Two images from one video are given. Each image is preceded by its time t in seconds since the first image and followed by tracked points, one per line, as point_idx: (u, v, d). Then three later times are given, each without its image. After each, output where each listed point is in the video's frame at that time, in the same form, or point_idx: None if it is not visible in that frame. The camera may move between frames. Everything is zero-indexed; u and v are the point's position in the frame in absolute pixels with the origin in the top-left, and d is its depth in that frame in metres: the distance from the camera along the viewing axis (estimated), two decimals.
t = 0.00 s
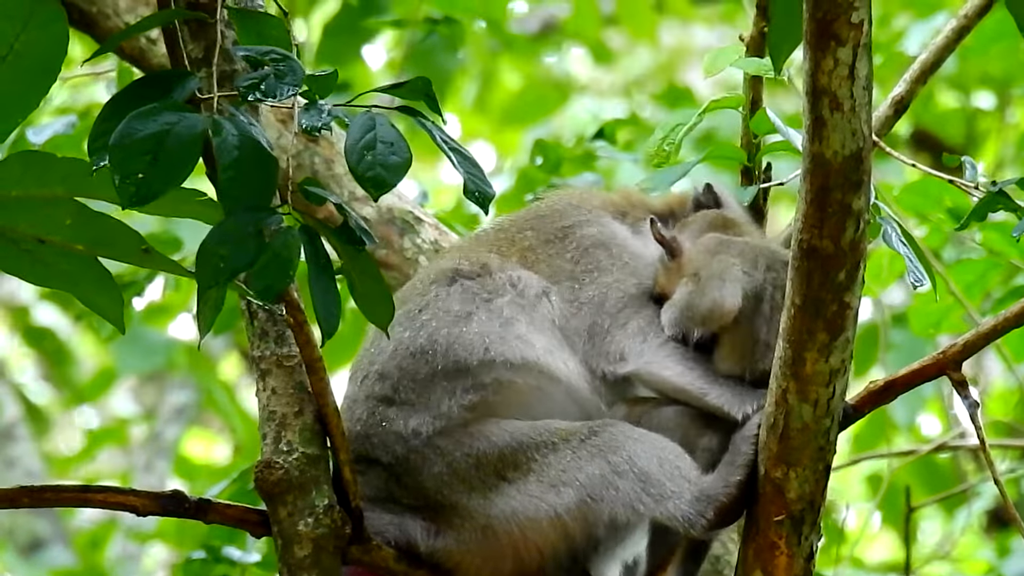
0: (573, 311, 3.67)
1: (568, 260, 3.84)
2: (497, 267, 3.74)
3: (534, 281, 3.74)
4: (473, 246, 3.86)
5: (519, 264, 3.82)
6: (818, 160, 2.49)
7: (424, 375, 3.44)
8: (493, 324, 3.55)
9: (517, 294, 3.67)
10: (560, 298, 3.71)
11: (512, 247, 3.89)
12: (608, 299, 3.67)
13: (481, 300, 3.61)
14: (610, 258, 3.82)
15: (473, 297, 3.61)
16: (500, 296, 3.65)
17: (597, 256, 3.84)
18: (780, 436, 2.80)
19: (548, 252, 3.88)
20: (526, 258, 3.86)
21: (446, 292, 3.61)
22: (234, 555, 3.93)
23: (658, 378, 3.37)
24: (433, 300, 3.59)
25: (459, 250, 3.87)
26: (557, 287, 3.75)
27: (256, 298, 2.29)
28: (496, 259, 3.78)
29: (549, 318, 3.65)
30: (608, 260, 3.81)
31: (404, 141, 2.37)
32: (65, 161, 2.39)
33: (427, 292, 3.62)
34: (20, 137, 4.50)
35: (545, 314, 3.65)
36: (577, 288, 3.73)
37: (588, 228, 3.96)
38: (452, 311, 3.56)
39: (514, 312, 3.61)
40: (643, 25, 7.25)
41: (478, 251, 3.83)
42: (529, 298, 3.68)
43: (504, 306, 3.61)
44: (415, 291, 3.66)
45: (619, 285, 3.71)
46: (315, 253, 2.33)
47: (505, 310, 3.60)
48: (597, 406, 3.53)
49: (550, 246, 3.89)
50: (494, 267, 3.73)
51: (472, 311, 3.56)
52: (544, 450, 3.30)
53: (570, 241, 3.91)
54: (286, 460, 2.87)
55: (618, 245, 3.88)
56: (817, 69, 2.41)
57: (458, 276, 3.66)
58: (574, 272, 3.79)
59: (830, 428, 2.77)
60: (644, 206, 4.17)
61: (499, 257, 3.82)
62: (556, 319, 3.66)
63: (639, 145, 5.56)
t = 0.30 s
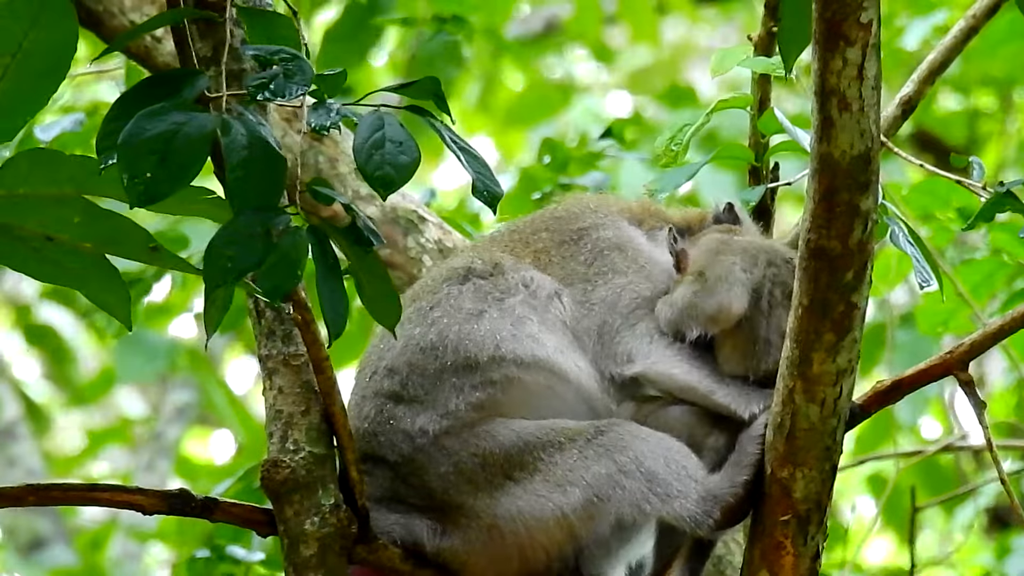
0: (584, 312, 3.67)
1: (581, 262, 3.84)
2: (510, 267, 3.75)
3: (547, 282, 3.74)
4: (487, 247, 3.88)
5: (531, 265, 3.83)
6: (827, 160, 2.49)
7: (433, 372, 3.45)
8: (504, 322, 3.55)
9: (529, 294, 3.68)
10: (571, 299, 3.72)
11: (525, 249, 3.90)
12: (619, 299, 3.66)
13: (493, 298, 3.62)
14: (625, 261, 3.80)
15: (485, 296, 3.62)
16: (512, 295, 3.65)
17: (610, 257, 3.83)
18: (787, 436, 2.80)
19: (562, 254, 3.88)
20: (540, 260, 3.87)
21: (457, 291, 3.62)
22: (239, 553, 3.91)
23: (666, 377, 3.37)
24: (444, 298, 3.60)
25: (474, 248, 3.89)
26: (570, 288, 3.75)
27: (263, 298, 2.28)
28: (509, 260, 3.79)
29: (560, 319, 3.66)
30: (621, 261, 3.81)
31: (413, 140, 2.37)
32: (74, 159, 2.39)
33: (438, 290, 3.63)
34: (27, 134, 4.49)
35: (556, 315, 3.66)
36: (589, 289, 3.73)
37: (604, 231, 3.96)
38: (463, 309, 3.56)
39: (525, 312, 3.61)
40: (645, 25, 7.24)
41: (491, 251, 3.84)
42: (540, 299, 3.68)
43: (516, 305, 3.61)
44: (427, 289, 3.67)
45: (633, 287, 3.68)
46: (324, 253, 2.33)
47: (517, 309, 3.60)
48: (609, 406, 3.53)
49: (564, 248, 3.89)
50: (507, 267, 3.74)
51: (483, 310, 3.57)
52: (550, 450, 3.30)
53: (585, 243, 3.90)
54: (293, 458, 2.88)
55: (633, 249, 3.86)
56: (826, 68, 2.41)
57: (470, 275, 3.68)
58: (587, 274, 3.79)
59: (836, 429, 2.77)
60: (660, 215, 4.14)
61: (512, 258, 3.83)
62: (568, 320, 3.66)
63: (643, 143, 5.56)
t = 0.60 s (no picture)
0: (590, 313, 3.69)
1: (588, 263, 3.86)
2: (517, 266, 3.76)
3: (553, 282, 3.76)
4: (494, 246, 3.89)
5: (538, 265, 3.85)
6: (833, 159, 2.49)
7: (438, 369, 3.44)
8: (510, 321, 3.56)
9: (536, 294, 3.69)
10: (577, 299, 3.74)
11: (531, 249, 3.92)
12: (626, 300, 3.68)
13: (499, 297, 3.62)
14: (631, 262, 3.85)
15: (491, 294, 3.63)
16: (518, 294, 3.66)
17: (616, 259, 3.87)
18: (793, 435, 2.80)
19: (569, 254, 3.90)
20: (546, 260, 3.89)
21: (464, 289, 3.62)
22: (246, 547, 3.90)
23: (672, 376, 3.38)
24: (451, 296, 3.60)
25: (480, 247, 3.90)
26: (576, 289, 3.78)
27: (272, 295, 2.28)
28: (515, 260, 3.81)
29: (566, 319, 3.68)
30: (628, 263, 3.85)
31: (419, 141, 2.37)
32: (81, 156, 2.39)
33: (444, 288, 3.63)
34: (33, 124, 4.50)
35: (562, 316, 3.68)
36: (595, 289, 3.76)
37: (611, 232, 4.00)
38: (470, 307, 3.57)
39: (532, 311, 3.62)
40: (645, 23, 7.15)
41: (498, 251, 3.85)
42: (547, 298, 3.70)
43: (522, 304, 3.62)
44: (433, 287, 3.67)
45: (642, 289, 3.70)
46: (334, 251, 2.32)
47: (524, 308, 3.61)
48: (614, 406, 3.52)
49: (570, 249, 3.92)
50: (514, 266, 3.75)
51: (490, 309, 3.57)
52: (556, 448, 3.30)
53: (592, 244, 3.94)
54: (299, 457, 2.88)
55: (640, 251, 3.91)
56: (832, 68, 2.40)
57: (476, 274, 3.68)
58: (593, 276, 3.82)
59: (842, 428, 2.77)
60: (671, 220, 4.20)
61: (518, 258, 3.84)
62: (574, 320, 3.69)
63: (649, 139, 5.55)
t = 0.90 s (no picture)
0: (592, 312, 3.68)
1: (589, 262, 3.86)
2: (518, 266, 3.76)
3: (554, 281, 3.76)
4: (495, 244, 3.89)
5: (539, 264, 3.85)
6: (835, 157, 2.49)
7: (439, 368, 3.44)
8: (512, 320, 3.55)
9: (538, 293, 3.69)
10: (579, 299, 3.73)
11: (533, 248, 3.91)
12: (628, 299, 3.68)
13: (501, 296, 3.62)
14: (634, 261, 3.85)
15: (492, 293, 3.62)
16: (519, 293, 3.65)
17: (618, 258, 3.87)
18: (794, 433, 2.80)
19: (570, 253, 3.90)
20: (547, 259, 3.88)
21: (465, 288, 3.62)
22: (255, 539, 3.89)
23: (673, 374, 3.38)
24: (453, 295, 3.60)
25: (482, 245, 3.89)
26: (577, 288, 3.77)
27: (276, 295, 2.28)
28: (516, 259, 3.81)
29: (568, 318, 3.67)
30: (629, 262, 3.84)
31: (423, 137, 2.37)
32: (82, 151, 2.39)
33: (446, 287, 3.63)
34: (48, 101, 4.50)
35: (563, 315, 3.67)
36: (596, 288, 3.75)
37: (612, 232, 4.00)
38: (471, 306, 3.56)
39: (533, 310, 3.62)
40: (643, 21, 7.13)
41: (499, 249, 3.85)
42: (548, 297, 3.69)
43: (524, 304, 3.62)
44: (434, 286, 3.67)
45: (647, 288, 3.69)
46: (336, 251, 2.32)
47: (525, 307, 3.61)
48: (618, 403, 3.54)
49: (572, 248, 3.91)
50: (515, 265, 3.75)
51: (491, 308, 3.57)
52: (556, 446, 3.30)
53: (594, 243, 3.93)
54: (300, 454, 2.88)
55: (641, 251, 3.90)
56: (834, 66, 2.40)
57: (478, 272, 3.68)
58: (595, 274, 3.81)
59: (843, 426, 2.77)
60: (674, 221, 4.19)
61: (520, 257, 3.84)
62: (575, 319, 3.68)
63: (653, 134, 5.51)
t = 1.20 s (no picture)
0: (589, 312, 3.68)
1: (587, 263, 3.86)
2: (515, 266, 3.75)
3: (551, 282, 3.75)
4: (492, 245, 3.88)
5: (536, 265, 3.84)
6: (832, 156, 2.49)
7: (436, 367, 3.43)
8: (509, 321, 3.55)
9: (535, 294, 3.68)
10: (576, 300, 3.73)
11: (530, 249, 3.91)
12: (625, 298, 3.68)
13: (498, 297, 3.62)
14: (631, 262, 3.85)
15: (490, 294, 3.62)
16: (516, 294, 3.65)
17: (615, 259, 3.87)
18: (791, 432, 2.80)
19: (568, 254, 3.90)
20: (545, 260, 3.88)
21: (463, 289, 3.62)
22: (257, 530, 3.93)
23: (670, 372, 3.38)
24: (450, 295, 3.60)
25: (479, 246, 3.89)
26: (574, 289, 3.77)
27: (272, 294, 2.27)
28: (514, 259, 3.80)
29: (565, 319, 3.66)
30: (627, 263, 3.85)
31: (419, 136, 2.37)
32: (79, 152, 2.38)
33: (443, 288, 3.63)
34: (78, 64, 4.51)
35: (561, 316, 3.67)
36: (593, 289, 3.75)
37: (609, 233, 4.00)
38: (469, 306, 3.56)
39: (531, 311, 3.61)
40: (637, 20, 7.13)
41: (497, 250, 3.85)
42: (545, 298, 3.69)
43: (521, 304, 3.61)
44: (431, 286, 3.66)
45: (645, 289, 3.70)
46: (334, 250, 2.31)
47: (522, 308, 3.60)
48: (614, 404, 3.54)
49: (569, 248, 3.91)
50: (512, 266, 3.75)
51: (488, 308, 3.56)
52: (553, 445, 3.30)
53: (591, 244, 3.93)
54: (295, 453, 2.88)
55: (639, 252, 3.90)
56: (831, 65, 2.40)
57: (475, 273, 3.68)
58: (592, 276, 3.81)
59: (840, 425, 2.77)
60: (671, 222, 4.19)
61: (517, 257, 3.83)
62: (573, 320, 3.68)
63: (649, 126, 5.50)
